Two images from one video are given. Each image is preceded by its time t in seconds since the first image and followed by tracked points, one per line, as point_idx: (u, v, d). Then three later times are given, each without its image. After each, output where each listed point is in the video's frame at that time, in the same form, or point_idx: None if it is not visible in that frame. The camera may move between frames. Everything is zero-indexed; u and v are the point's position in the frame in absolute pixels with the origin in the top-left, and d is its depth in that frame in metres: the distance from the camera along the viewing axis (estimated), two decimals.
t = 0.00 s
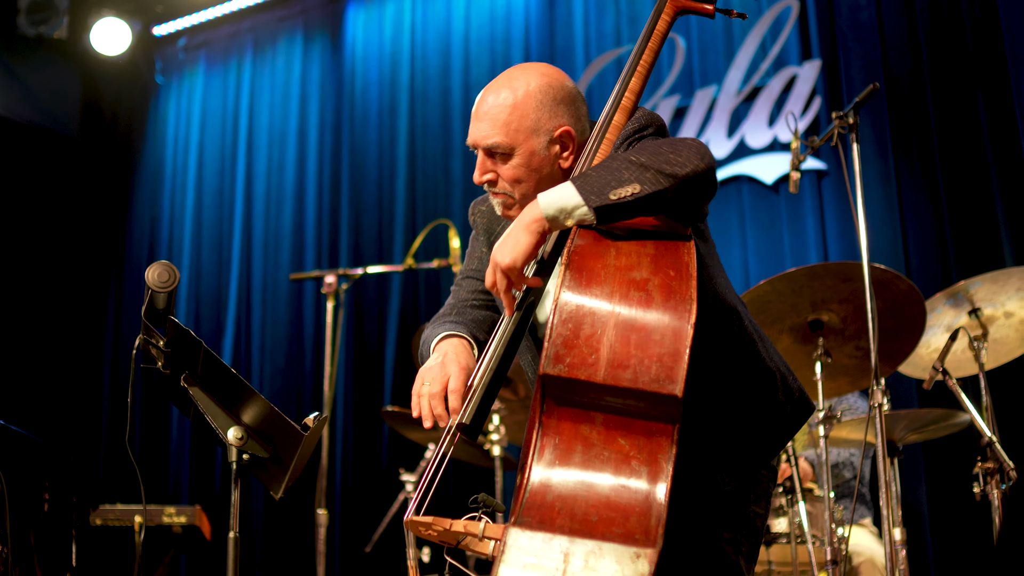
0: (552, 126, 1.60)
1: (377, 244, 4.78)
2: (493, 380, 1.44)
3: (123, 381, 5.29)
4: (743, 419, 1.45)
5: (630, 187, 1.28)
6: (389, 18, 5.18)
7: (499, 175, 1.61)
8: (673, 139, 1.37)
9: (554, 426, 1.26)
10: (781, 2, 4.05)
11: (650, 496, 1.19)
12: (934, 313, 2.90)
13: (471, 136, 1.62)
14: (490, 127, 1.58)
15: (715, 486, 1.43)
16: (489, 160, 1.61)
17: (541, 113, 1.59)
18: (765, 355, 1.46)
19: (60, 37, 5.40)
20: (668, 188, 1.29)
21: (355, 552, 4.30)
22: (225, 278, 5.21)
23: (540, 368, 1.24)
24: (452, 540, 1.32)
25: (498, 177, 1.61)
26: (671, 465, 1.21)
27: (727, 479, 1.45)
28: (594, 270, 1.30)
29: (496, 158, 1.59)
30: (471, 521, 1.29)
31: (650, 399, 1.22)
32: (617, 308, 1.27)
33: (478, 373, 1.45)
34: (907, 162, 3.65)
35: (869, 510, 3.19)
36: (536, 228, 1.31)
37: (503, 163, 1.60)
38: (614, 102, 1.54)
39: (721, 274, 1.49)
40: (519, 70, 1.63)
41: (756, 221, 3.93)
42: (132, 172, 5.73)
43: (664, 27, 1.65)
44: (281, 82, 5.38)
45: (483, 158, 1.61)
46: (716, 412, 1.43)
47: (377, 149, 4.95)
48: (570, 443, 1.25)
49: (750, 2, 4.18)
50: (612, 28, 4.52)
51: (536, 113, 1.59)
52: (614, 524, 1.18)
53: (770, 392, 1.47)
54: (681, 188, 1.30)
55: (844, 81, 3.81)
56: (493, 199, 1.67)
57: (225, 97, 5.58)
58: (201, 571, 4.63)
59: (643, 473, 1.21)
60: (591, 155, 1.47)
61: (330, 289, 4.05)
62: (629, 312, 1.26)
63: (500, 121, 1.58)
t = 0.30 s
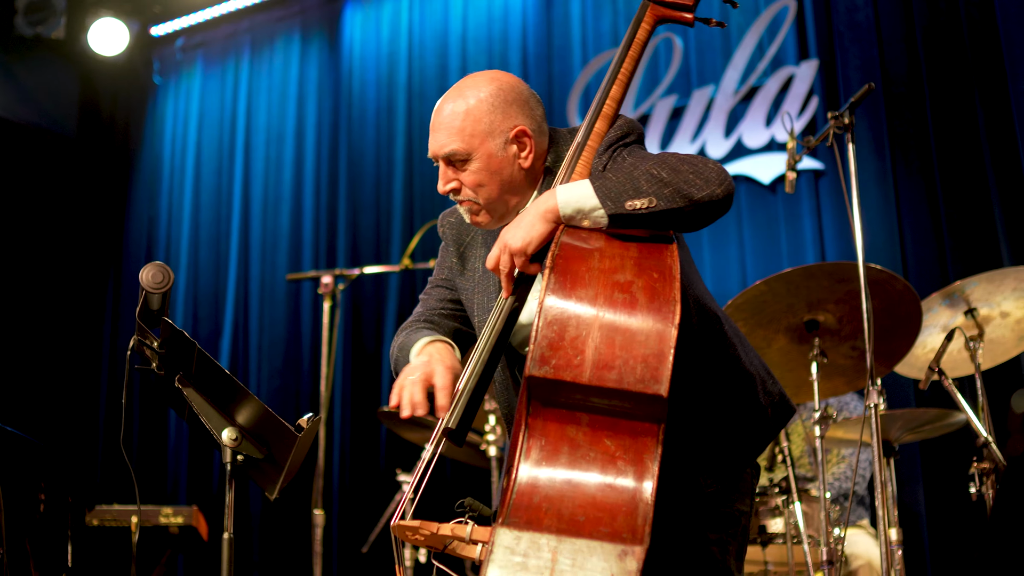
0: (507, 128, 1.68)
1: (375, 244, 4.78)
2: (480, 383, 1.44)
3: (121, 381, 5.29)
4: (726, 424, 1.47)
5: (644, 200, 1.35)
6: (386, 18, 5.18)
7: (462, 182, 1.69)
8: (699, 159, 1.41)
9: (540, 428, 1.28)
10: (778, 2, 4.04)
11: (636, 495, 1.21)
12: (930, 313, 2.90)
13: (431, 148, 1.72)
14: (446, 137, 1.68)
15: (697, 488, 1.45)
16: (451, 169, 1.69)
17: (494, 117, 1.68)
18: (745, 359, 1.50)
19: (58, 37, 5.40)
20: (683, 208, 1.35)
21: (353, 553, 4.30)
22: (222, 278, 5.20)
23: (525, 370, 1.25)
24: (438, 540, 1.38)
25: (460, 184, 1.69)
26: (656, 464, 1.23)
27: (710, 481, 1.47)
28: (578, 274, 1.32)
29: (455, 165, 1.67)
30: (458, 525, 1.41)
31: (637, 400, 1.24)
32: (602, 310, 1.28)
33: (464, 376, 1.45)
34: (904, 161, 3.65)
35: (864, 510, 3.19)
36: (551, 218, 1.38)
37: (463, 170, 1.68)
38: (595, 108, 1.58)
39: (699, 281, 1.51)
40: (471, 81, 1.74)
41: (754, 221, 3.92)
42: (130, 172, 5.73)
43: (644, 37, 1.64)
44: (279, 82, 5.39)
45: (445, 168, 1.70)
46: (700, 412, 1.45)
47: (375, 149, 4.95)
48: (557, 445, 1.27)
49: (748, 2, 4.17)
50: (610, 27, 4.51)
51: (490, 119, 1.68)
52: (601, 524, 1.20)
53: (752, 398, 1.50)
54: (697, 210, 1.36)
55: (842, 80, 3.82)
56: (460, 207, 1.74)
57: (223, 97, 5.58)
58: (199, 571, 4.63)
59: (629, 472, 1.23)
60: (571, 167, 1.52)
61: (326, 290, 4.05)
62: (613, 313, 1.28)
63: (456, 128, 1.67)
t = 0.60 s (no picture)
0: (470, 130, 1.73)
1: (373, 242, 4.78)
2: (458, 384, 1.47)
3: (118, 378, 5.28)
4: (701, 425, 1.49)
5: (618, 205, 1.36)
6: (384, 15, 5.17)
7: (430, 186, 1.73)
8: (677, 167, 1.43)
9: (519, 426, 1.29)
10: None
11: (616, 490, 1.23)
12: (927, 311, 2.90)
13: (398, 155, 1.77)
14: (412, 142, 1.72)
15: (672, 484, 1.46)
16: (418, 174, 1.74)
17: (456, 119, 1.73)
18: (721, 361, 1.52)
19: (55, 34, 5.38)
20: (657, 216, 1.37)
21: (350, 551, 4.30)
22: (220, 276, 5.19)
23: (503, 369, 1.26)
24: (421, 548, 1.37)
25: (429, 188, 1.73)
26: (635, 458, 1.25)
27: (685, 480, 1.47)
28: (552, 274, 1.33)
29: (422, 169, 1.72)
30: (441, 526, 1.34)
31: (615, 395, 1.25)
32: (578, 309, 1.30)
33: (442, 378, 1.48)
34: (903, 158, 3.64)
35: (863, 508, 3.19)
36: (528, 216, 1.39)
37: (430, 174, 1.73)
38: (566, 115, 1.63)
39: (672, 280, 1.54)
40: (434, 86, 1.78)
41: (752, 219, 3.92)
42: (127, 169, 5.71)
43: (611, 44, 1.70)
44: (277, 79, 5.37)
45: (413, 173, 1.74)
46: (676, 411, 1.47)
47: (373, 146, 4.94)
48: (536, 442, 1.28)
49: None
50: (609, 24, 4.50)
51: (452, 121, 1.72)
52: (581, 519, 1.20)
53: (728, 399, 1.51)
54: (670, 219, 1.38)
55: (840, 78, 3.81)
56: (430, 211, 1.79)
57: (221, 94, 5.57)
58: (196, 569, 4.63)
59: (608, 467, 1.25)
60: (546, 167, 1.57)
61: (323, 287, 4.05)
62: (587, 312, 1.30)
63: (420, 133, 1.72)
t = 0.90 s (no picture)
0: (447, 121, 1.74)
1: (373, 238, 4.78)
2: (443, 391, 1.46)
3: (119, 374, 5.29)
4: (680, 428, 1.50)
5: (589, 206, 1.37)
6: (384, 10, 5.16)
7: (409, 178, 1.74)
8: (647, 167, 1.44)
9: (502, 423, 1.30)
10: None
11: (599, 481, 1.24)
12: (927, 306, 2.89)
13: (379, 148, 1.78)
14: (391, 134, 1.74)
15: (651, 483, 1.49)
16: (397, 166, 1.75)
17: (434, 111, 1.74)
18: (703, 360, 1.53)
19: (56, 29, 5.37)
20: (626, 216, 1.37)
21: (350, 546, 4.31)
22: (220, 271, 5.20)
23: (483, 367, 1.27)
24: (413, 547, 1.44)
25: (408, 180, 1.74)
26: (618, 450, 1.25)
27: (664, 478, 1.50)
28: (531, 271, 1.34)
29: (401, 161, 1.73)
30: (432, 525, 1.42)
31: (594, 389, 1.26)
32: (556, 304, 1.30)
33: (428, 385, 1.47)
34: (902, 155, 3.64)
35: (861, 502, 3.19)
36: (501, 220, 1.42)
37: (409, 165, 1.74)
38: (546, 115, 1.60)
39: (655, 278, 1.53)
40: (413, 80, 1.79)
41: (752, 214, 3.92)
42: (128, 165, 5.72)
43: (588, 45, 1.69)
44: (277, 74, 5.37)
45: (393, 165, 1.76)
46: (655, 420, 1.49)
47: (373, 141, 4.94)
48: (519, 438, 1.29)
49: None
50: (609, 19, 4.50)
51: (429, 113, 1.73)
52: (565, 512, 1.22)
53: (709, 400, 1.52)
54: (640, 219, 1.38)
55: (839, 73, 3.80)
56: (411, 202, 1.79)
57: (221, 89, 5.56)
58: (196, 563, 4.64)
59: (591, 460, 1.25)
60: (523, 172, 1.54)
61: (323, 283, 4.05)
62: (566, 307, 1.30)
63: (398, 126, 1.73)
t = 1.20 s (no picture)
0: (436, 121, 1.73)
1: (374, 231, 4.79)
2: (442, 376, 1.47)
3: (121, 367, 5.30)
4: (689, 411, 1.53)
5: (580, 199, 1.37)
6: (386, 3, 5.15)
7: (402, 178, 1.75)
8: (635, 157, 1.45)
9: (495, 417, 1.31)
10: None
11: (593, 474, 1.24)
12: (928, 299, 2.90)
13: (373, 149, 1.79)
14: (381, 136, 1.75)
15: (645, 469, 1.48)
16: (390, 167, 1.76)
17: (422, 111, 1.73)
18: (705, 347, 1.53)
19: (57, 23, 5.36)
20: (617, 207, 1.38)
21: (351, 539, 4.33)
22: (222, 265, 5.20)
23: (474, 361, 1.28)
24: (412, 543, 1.38)
25: (402, 180, 1.75)
26: (611, 441, 1.26)
27: (664, 468, 1.52)
28: (521, 264, 1.34)
29: (392, 163, 1.74)
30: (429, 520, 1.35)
31: (586, 380, 1.26)
32: (546, 297, 1.30)
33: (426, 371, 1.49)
34: (904, 148, 3.64)
35: (864, 495, 3.21)
36: (492, 217, 1.42)
37: (401, 166, 1.74)
38: (538, 107, 1.61)
39: (656, 268, 1.52)
40: (403, 80, 1.79)
41: (753, 206, 3.92)
42: (129, 158, 5.72)
43: (579, 35, 1.72)
44: (278, 67, 5.36)
45: (386, 166, 1.77)
46: (658, 400, 1.50)
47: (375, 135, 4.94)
48: (512, 432, 1.30)
49: None
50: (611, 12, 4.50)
51: (417, 113, 1.73)
52: (558, 505, 1.22)
53: (710, 383, 1.54)
54: (630, 209, 1.39)
55: (841, 66, 3.80)
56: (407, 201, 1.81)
57: (222, 82, 5.55)
58: (199, 556, 4.66)
59: (583, 452, 1.26)
60: (519, 162, 1.55)
61: (325, 276, 4.05)
62: (556, 299, 1.30)
63: (387, 127, 1.73)
